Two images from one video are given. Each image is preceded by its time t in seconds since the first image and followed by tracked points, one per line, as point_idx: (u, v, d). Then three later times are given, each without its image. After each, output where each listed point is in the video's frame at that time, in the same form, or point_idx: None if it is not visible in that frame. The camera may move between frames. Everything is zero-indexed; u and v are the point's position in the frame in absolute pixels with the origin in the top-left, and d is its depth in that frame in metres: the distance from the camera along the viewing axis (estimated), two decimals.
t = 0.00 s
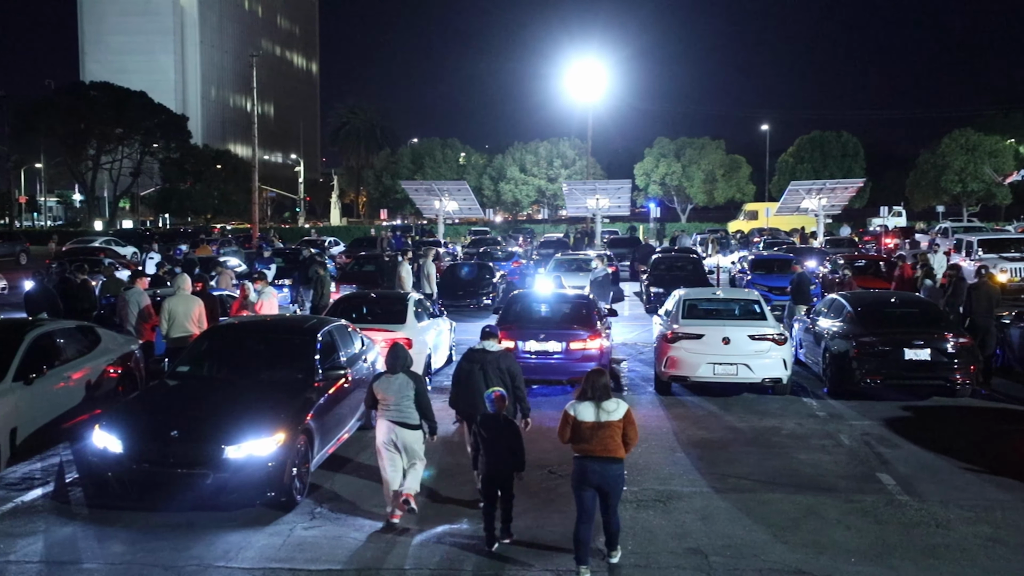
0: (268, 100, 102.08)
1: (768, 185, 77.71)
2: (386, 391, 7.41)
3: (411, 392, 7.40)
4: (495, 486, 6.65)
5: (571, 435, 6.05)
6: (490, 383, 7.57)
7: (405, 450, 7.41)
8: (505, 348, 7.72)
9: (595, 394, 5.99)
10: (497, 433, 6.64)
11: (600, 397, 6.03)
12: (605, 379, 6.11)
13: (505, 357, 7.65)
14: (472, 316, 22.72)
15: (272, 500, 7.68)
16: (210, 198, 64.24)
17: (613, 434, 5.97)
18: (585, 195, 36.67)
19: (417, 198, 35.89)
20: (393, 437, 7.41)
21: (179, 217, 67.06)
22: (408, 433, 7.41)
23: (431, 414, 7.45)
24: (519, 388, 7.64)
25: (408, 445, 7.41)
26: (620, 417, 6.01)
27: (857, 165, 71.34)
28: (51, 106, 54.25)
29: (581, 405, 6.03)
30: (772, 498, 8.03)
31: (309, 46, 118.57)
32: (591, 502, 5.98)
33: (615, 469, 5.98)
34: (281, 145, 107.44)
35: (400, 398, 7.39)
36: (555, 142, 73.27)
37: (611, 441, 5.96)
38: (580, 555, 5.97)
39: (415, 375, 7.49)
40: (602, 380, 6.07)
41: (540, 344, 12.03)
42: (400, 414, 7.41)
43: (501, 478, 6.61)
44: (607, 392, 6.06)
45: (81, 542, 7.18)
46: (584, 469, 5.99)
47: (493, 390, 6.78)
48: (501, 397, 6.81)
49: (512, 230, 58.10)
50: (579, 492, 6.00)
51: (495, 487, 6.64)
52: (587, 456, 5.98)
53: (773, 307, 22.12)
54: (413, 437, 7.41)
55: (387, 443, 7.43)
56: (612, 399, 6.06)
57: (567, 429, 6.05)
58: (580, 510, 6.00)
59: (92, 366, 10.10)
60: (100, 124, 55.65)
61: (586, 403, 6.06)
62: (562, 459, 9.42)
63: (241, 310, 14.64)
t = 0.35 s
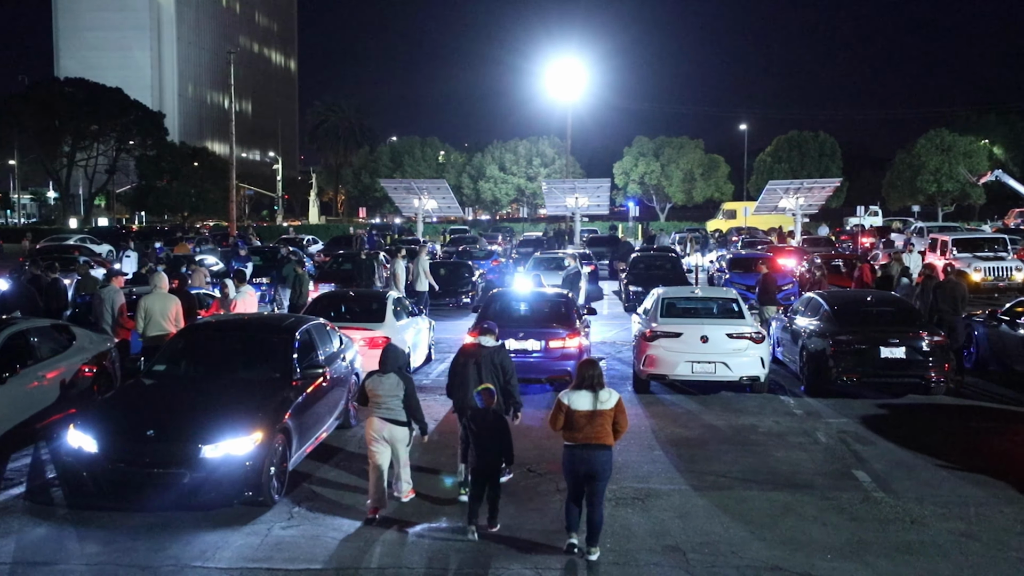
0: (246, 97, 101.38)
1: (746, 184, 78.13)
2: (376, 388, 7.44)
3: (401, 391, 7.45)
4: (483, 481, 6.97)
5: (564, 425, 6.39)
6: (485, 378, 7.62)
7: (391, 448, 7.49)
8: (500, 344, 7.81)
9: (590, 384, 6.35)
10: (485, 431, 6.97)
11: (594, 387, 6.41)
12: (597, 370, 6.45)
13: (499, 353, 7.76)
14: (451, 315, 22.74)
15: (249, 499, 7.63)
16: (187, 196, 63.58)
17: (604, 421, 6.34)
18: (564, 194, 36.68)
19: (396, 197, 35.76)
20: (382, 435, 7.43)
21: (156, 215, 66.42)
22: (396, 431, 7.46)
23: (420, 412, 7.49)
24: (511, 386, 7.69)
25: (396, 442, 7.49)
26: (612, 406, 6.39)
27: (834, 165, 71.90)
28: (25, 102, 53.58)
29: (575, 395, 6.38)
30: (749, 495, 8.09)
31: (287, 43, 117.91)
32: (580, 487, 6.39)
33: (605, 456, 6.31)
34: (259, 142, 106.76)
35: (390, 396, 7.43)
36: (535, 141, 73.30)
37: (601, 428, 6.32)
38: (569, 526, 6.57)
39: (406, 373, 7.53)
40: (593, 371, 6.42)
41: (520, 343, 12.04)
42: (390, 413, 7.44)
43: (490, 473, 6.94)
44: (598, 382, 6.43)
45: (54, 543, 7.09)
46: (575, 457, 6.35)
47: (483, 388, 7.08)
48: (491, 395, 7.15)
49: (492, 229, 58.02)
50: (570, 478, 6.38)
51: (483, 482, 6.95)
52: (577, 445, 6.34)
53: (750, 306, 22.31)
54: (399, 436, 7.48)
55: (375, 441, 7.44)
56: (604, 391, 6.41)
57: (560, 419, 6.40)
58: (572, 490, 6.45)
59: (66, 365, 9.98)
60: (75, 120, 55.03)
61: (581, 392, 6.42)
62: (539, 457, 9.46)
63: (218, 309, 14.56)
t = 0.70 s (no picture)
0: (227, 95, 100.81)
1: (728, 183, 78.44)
2: (375, 379, 7.86)
3: (400, 380, 7.90)
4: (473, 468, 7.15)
5: (549, 419, 6.51)
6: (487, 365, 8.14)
7: (388, 437, 7.86)
8: (499, 333, 8.35)
9: (577, 379, 6.48)
10: (477, 423, 7.26)
11: (582, 381, 6.53)
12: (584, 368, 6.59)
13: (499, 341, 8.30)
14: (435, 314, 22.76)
15: (231, 499, 7.58)
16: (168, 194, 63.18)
17: (590, 416, 6.44)
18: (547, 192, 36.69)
19: (378, 195, 35.67)
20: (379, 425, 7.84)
21: (136, 214, 65.93)
22: (392, 421, 7.84)
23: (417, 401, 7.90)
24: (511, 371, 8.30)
25: (393, 431, 7.84)
26: (597, 400, 6.49)
27: (816, 164, 72.29)
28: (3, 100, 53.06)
29: (562, 391, 6.50)
30: (731, 493, 8.12)
31: (268, 41, 117.33)
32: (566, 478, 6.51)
33: (590, 450, 6.43)
34: (240, 141, 106.20)
35: (389, 385, 7.85)
36: (517, 139, 73.33)
37: (587, 423, 6.44)
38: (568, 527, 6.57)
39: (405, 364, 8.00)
40: (580, 367, 6.57)
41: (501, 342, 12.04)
42: (386, 401, 7.84)
43: (481, 452, 7.14)
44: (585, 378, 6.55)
45: (33, 545, 7.01)
46: (561, 448, 6.48)
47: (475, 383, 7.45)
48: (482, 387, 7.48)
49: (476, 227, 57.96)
50: (557, 470, 6.50)
51: (475, 463, 7.12)
52: (564, 437, 6.46)
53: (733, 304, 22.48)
54: (396, 423, 7.85)
55: (374, 428, 7.85)
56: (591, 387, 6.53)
57: (548, 415, 6.51)
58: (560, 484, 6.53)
59: (45, 366, 9.89)
60: (53, 118, 54.54)
61: (568, 387, 6.53)
62: (523, 456, 9.46)
63: (199, 309, 14.48)
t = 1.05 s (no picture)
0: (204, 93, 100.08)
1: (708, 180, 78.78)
2: (361, 366, 8.04)
3: (383, 366, 8.04)
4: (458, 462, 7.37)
5: (535, 406, 6.68)
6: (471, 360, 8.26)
7: (376, 424, 8.06)
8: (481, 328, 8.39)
9: (559, 367, 6.68)
10: (460, 418, 7.36)
11: (563, 370, 6.72)
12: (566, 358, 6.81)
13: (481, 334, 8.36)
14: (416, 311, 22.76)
15: (212, 499, 7.55)
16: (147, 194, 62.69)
17: (573, 404, 6.65)
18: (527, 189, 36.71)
19: (358, 193, 35.53)
20: (366, 413, 8.07)
21: (113, 213, 65.34)
22: (379, 408, 8.05)
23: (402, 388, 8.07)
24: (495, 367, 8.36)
25: (379, 418, 8.05)
26: (580, 387, 6.69)
27: (794, 160, 72.74)
28: None
29: (546, 378, 6.68)
30: (713, 488, 8.17)
31: (246, 38, 116.60)
32: (552, 466, 6.71)
33: (574, 437, 6.65)
34: (219, 139, 105.50)
35: (373, 371, 8.02)
36: (497, 137, 73.30)
37: (570, 411, 6.65)
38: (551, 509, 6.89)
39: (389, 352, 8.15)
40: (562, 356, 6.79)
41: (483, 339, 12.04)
42: (373, 388, 8.05)
43: (464, 453, 7.34)
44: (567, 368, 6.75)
45: (11, 548, 6.94)
46: (546, 435, 6.68)
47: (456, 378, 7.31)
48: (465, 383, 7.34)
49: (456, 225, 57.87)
50: (542, 455, 6.70)
51: (458, 462, 7.36)
52: (548, 424, 6.67)
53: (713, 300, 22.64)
54: (383, 410, 8.05)
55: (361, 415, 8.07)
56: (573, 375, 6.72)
57: (534, 402, 6.68)
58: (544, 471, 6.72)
59: (22, 367, 9.80)
60: (29, 117, 53.95)
61: (551, 375, 6.71)
62: (505, 453, 9.47)
63: (177, 307, 14.40)
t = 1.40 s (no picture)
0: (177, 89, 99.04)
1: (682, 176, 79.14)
2: (343, 354, 8.34)
3: (362, 355, 8.33)
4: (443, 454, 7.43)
5: (522, 398, 6.75)
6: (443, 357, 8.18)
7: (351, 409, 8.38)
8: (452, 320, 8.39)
9: (547, 361, 6.75)
10: (446, 411, 7.43)
11: (549, 363, 6.80)
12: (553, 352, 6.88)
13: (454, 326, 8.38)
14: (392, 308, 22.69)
15: (186, 497, 7.50)
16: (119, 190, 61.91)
17: (559, 396, 6.72)
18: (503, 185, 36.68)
19: (333, 190, 35.32)
20: (345, 399, 8.34)
21: (84, 210, 64.48)
22: (357, 394, 8.33)
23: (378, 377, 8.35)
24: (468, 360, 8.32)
25: (355, 404, 8.36)
26: (567, 381, 6.77)
27: (767, 157, 73.26)
28: None
29: (534, 371, 6.75)
30: (687, 483, 8.22)
31: (218, 34, 115.61)
32: (537, 457, 6.72)
33: (557, 427, 6.71)
34: (192, 135, 104.50)
35: (352, 359, 8.32)
36: (473, 134, 73.19)
37: (557, 403, 6.73)
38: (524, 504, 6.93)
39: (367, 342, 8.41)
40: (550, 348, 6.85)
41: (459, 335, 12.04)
42: (352, 375, 8.31)
43: (449, 444, 7.41)
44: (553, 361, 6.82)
45: None
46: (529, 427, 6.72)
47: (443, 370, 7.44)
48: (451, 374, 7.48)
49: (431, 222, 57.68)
50: (527, 447, 6.73)
51: (443, 452, 7.42)
52: (533, 416, 6.71)
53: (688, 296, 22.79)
54: (359, 397, 8.33)
55: (340, 401, 8.35)
56: (558, 368, 6.80)
57: (520, 393, 6.74)
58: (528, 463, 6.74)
59: None
60: None
61: (538, 368, 6.78)
62: (482, 449, 9.46)
63: (149, 305, 14.27)
